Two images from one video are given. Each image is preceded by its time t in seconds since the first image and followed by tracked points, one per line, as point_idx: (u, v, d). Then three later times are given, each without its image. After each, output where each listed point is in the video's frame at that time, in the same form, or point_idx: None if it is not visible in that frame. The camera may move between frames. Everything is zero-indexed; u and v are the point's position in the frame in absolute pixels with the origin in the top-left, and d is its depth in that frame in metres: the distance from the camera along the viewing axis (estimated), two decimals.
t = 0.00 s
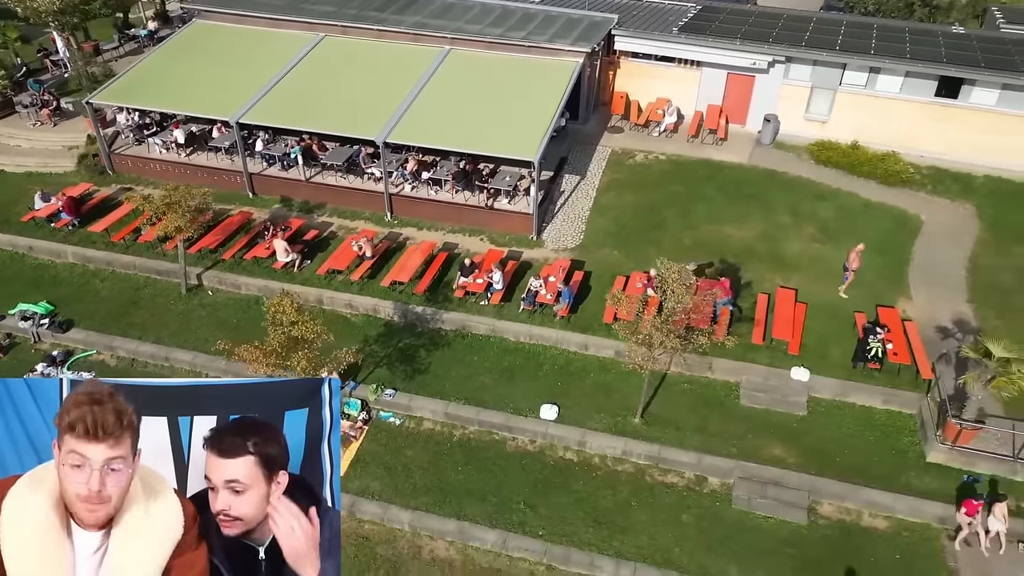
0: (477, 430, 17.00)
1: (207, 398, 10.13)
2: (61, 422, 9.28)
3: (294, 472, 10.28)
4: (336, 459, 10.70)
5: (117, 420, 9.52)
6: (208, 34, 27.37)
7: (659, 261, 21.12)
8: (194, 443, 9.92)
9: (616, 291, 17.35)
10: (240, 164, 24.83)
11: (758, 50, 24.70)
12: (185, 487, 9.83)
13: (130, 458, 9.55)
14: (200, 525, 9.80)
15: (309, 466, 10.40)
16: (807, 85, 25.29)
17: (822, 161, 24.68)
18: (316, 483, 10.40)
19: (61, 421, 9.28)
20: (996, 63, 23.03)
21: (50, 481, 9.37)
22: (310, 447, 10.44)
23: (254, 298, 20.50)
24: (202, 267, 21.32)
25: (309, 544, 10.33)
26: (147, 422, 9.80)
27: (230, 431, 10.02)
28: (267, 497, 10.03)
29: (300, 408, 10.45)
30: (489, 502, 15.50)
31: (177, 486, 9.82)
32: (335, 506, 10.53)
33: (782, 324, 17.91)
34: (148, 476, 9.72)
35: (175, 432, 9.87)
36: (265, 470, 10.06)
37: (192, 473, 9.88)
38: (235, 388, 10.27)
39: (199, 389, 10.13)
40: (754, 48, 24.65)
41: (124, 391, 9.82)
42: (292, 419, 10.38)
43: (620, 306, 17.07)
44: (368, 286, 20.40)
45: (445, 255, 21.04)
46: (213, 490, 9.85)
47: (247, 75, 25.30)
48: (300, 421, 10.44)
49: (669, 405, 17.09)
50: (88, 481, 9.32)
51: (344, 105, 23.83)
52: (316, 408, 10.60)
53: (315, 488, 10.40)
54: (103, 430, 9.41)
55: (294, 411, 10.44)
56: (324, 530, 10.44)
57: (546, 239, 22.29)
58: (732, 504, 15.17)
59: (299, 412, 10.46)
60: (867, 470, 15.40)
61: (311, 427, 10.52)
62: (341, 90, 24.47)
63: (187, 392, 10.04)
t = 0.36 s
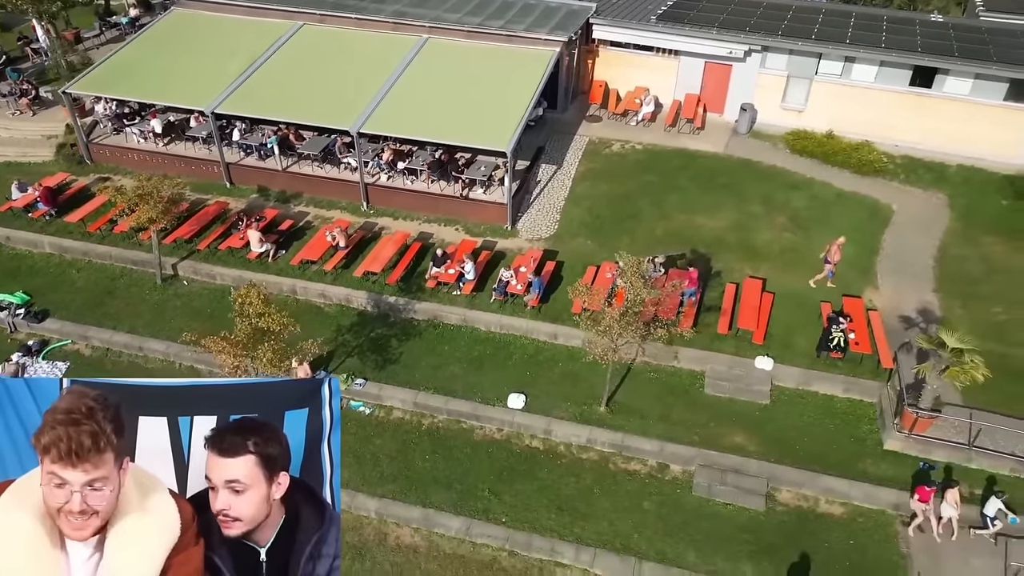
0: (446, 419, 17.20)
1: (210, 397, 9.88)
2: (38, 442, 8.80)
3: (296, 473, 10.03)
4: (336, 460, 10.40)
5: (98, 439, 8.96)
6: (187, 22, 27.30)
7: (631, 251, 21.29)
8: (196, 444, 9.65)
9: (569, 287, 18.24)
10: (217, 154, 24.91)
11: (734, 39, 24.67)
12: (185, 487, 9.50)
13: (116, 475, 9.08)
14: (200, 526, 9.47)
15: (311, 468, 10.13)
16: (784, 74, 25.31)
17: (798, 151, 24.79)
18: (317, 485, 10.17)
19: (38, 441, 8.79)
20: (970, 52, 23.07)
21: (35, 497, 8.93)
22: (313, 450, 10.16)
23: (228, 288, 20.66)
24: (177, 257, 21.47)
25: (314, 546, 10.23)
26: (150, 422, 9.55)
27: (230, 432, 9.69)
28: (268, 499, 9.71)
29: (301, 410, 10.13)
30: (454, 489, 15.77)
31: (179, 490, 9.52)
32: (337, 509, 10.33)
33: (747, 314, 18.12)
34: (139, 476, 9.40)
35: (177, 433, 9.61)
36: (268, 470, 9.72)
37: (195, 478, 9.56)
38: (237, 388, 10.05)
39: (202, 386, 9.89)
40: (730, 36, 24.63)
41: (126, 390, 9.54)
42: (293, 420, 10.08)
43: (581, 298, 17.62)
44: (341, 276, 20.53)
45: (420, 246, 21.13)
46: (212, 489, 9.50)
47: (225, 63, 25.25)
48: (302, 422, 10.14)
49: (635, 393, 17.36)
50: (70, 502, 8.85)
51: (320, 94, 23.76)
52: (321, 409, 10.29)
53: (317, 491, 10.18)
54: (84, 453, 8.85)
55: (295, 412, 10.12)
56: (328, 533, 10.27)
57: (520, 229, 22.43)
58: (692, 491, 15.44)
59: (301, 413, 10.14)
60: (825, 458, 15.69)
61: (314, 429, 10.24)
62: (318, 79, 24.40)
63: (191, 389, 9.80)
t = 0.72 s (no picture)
0: (417, 406, 17.48)
1: (210, 398, 12.59)
2: (43, 447, 11.29)
3: (296, 475, 12.68)
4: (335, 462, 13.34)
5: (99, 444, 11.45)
6: (167, 10, 27.26)
7: (605, 239, 21.52)
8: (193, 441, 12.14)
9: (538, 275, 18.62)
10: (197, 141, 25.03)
11: (710, 26, 24.65)
12: (186, 487, 11.93)
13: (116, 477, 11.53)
14: (200, 526, 11.96)
15: (313, 468, 12.93)
16: (761, 62, 25.37)
17: (774, 138, 24.94)
18: (316, 485, 12.92)
19: (44, 446, 11.29)
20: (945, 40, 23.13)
21: (38, 495, 11.41)
22: (312, 445, 13.03)
23: (205, 276, 20.89)
24: (155, 245, 21.67)
25: (313, 544, 13.06)
26: (153, 422, 12.14)
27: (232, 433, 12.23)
28: (268, 500, 12.24)
29: (300, 408, 13.00)
30: (423, 475, 16.10)
31: (177, 486, 11.93)
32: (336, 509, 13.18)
33: (714, 302, 18.39)
34: (140, 477, 11.82)
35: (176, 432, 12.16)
36: (269, 474, 12.29)
37: (191, 471, 12.00)
38: (237, 390, 12.74)
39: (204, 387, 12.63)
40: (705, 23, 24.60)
41: (130, 395, 12.20)
42: (293, 417, 12.91)
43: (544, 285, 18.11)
44: (318, 264, 20.75)
45: (395, 234, 21.24)
46: (214, 490, 11.97)
47: (203, 51, 25.24)
48: (301, 420, 12.98)
49: (603, 381, 17.69)
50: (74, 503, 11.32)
51: (296, 81, 23.68)
52: (316, 408, 13.24)
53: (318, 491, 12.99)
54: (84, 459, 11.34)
55: (295, 411, 12.98)
56: (328, 530, 13.17)
57: (496, 217, 22.61)
58: (654, 476, 15.83)
59: (299, 411, 13.00)
60: (785, 444, 16.07)
61: (312, 427, 13.15)
62: (295, 67, 24.31)
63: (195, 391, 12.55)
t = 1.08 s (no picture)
0: (390, 393, 17.77)
1: (210, 398, 13.45)
2: (48, 443, 12.50)
3: (296, 473, 13.60)
4: (335, 462, 14.17)
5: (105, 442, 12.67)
6: None
7: (580, 228, 21.76)
8: (193, 442, 13.09)
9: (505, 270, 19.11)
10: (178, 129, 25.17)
11: (688, 14, 24.63)
12: (187, 486, 12.92)
13: (120, 475, 12.66)
14: (200, 526, 12.93)
15: (313, 467, 13.78)
16: (740, 49, 25.42)
17: (751, 127, 25.08)
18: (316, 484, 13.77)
19: (51, 442, 12.50)
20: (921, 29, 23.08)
21: (39, 493, 12.53)
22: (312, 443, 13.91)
23: (184, 264, 21.15)
24: (135, 233, 21.90)
25: (316, 546, 13.85)
26: (154, 422, 13.12)
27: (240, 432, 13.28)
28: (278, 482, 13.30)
29: (301, 408, 13.89)
30: (393, 461, 16.45)
31: (177, 486, 12.93)
32: (336, 508, 13.97)
33: (683, 292, 18.69)
34: (143, 477, 12.84)
35: (178, 431, 13.14)
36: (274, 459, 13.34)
37: (191, 471, 12.97)
38: (235, 389, 13.53)
39: (205, 388, 13.53)
40: (683, 11, 24.59)
41: (134, 394, 13.31)
42: (294, 416, 13.76)
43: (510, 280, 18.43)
44: (295, 253, 21.00)
45: (372, 222, 21.56)
46: (221, 476, 13.05)
47: (183, 38, 25.21)
48: (301, 419, 13.86)
49: (573, 368, 18.01)
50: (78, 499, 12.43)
51: (274, 69, 23.58)
52: (316, 407, 14.19)
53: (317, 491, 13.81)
54: (90, 456, 12.56)
55: (295, 410, 13.83)
56: (329, 532, 13.93)
57: (474, 206, 22.81)
58: (620, 462, 16.20)
59: (300, 411, 13.87)
60: (748, 431, 16.42)
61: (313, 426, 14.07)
62: (274, 54, 24.21)
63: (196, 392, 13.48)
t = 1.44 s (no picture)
0: (365, 380, 18.07)
1: (211, 398, 13.35)
2: (43, 445, 12.33)
3: (297, 479, 13.37)
4: (335, 461, 13.97)
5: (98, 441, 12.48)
6: None
7: (557, 217, 21.97)
8: (193, 441, 13.05)
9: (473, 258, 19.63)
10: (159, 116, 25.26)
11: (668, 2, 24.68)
12: (187, 487, 12.82)
13: (116, 475, 12.47)
14: (199, 528, 12.77)
15: (312, 468, 13.57)
16: (720, 37, 25.44)
17: (730, 114, 25.20)
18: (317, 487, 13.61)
19: (44, 443, 12.33)
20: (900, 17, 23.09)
21: (38, 493, 12.37)
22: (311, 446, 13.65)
23: (165, 253, 21.40)
24: (116, 222, 22.11)
25: (321, 552, 13.85)
26: (154, 422, 13.08)
27: (241, 433, 13.20)
28: (272, 491, 13.03)
29: (301, 408, 13.69)
30: (367, 447, 16.79)
31: (177, 486, 12.82)
32: (337, 510, 13.80)
33: (654, 281, 18.98)
34: (141, 478, 12.70)
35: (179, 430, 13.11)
36: (268, 472, 13.07)
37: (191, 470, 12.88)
38: (236, 389, 13.45)
39: (204, 388, 13.43)
40: None
41: (132, 393, 13.26)
42: (294, 417, 13.57)
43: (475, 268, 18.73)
44: (273, 242, 21.22)
45: (350, 211, 21.81)
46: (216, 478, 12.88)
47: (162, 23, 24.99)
48: (301, 419, 13.62)
49: (545, 356, 18.32)
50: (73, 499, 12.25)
51: (254, 56, 23.44)
52: (316, 408, 13.93)
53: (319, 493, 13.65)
54: (85, 456, 12.36)
55: (295, 411, 13.64)
56: (334, 540, 13.90)
57: (453, 194, 23.01)
58: (588, 448, 16.58)
59: (300, 411, 13.66)
60: (714, 418, 16.79)
61: (313, 427, 13.81)
62: (254, 40, 24.05)
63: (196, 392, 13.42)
